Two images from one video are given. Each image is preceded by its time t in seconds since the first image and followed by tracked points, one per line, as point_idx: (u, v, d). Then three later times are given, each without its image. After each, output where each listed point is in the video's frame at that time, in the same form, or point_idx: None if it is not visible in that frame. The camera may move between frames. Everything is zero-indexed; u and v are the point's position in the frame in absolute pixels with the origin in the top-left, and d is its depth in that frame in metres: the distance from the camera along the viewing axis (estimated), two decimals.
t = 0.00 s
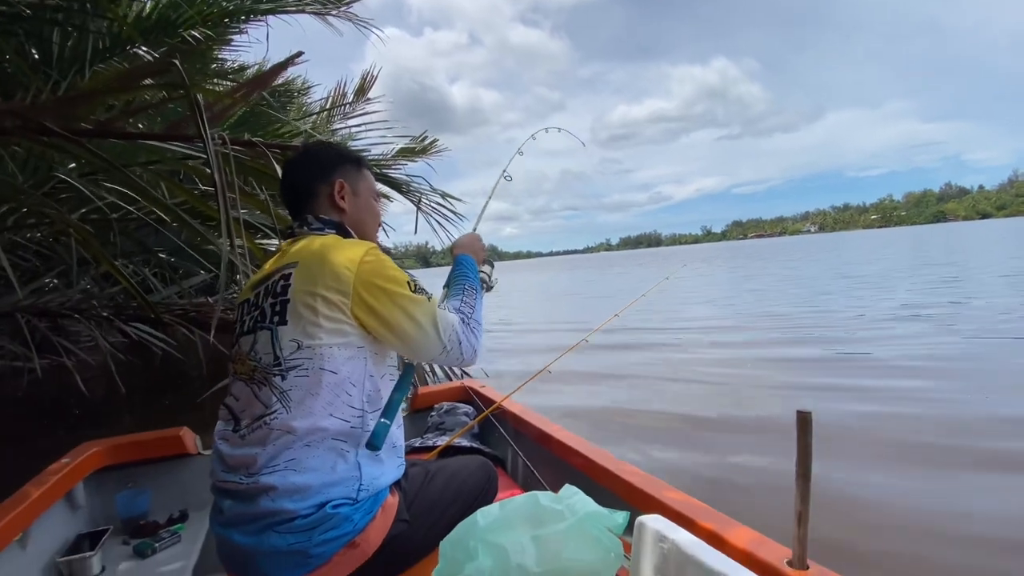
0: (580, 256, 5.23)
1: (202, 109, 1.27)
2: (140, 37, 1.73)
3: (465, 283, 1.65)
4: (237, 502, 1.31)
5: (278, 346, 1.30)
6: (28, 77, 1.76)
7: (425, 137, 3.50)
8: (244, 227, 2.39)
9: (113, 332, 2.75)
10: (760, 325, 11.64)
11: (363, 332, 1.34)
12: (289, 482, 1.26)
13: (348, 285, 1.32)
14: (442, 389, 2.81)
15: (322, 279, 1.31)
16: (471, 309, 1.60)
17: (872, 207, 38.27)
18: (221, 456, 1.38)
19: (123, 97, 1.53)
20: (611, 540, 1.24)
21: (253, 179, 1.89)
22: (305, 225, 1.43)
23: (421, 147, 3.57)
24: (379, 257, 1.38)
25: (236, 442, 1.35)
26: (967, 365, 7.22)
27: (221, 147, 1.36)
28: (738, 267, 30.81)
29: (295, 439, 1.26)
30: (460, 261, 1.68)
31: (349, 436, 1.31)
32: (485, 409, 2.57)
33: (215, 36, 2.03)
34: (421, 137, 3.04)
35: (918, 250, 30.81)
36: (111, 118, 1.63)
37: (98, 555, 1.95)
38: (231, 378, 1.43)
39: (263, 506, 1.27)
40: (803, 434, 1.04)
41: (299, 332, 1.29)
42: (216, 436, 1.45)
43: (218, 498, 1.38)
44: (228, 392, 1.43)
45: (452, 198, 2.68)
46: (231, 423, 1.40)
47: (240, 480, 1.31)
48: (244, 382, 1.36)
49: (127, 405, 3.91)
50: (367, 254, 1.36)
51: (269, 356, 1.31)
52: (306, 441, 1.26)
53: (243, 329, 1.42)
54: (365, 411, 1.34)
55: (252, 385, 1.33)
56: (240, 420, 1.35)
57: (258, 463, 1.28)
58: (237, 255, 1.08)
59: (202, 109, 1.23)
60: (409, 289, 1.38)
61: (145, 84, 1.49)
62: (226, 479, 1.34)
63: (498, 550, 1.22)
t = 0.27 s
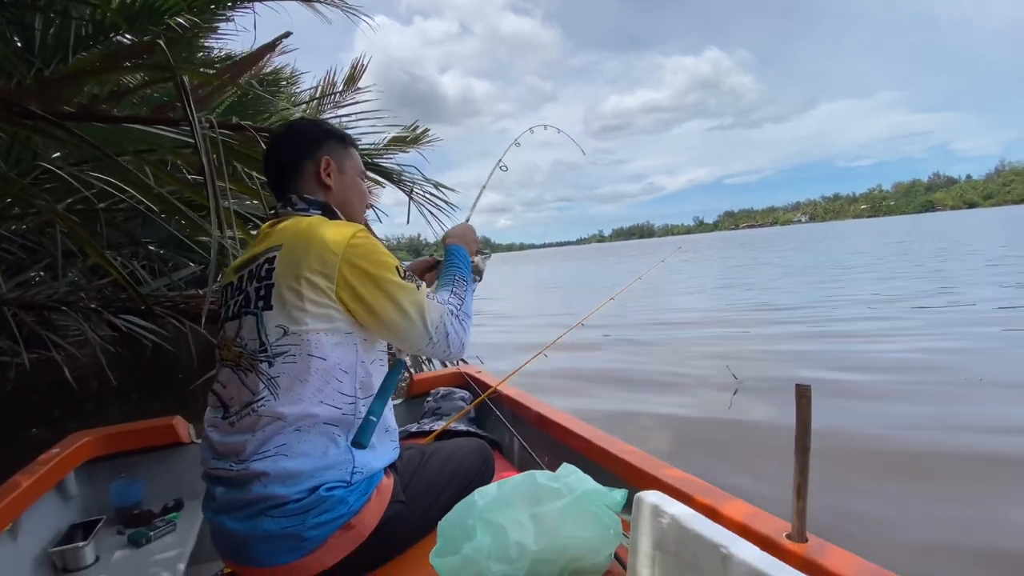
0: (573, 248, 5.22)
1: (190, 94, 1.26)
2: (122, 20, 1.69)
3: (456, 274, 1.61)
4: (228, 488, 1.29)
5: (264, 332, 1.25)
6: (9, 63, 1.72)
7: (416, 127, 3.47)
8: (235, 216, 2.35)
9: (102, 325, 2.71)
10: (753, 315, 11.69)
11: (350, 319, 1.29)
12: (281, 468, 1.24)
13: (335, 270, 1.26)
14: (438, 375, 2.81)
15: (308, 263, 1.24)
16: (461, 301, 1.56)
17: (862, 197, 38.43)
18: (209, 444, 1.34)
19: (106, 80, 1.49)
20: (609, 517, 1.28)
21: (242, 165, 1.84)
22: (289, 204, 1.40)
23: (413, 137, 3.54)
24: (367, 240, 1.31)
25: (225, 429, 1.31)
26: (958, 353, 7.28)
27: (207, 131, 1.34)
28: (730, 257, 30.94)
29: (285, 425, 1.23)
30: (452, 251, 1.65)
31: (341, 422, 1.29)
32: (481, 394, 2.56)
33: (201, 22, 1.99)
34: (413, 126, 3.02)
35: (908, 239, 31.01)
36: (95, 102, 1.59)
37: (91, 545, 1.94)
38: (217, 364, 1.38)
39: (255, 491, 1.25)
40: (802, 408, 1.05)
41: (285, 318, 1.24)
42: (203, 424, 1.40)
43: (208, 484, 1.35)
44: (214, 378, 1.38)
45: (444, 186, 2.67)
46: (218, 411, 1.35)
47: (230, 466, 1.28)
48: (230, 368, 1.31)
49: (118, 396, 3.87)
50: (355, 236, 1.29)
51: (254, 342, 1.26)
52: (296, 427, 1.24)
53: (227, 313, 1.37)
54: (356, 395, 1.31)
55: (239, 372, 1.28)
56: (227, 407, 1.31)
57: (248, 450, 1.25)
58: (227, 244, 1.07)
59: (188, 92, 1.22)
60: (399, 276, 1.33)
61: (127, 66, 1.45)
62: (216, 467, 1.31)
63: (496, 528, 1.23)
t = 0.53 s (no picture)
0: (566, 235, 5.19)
1: (165, 73, 1.20)
2: None
3: (442, 263, 1.55)
4: (206, 475, 1.26)
5: (237, 317, 1.22)
6: None
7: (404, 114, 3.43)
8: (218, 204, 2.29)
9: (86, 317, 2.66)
10: (744, 301, 11.73)
11: (326, 304, 1.27)
12: (258, 456, 1.21)
13: (309, 252, 1.22)
14: (427, 360, 2.79)
15: (281, 245, 1.21)
16: (445, 290, 1.49)
17: (852, 184, 38.59)
18: (186, 431, 1.31)
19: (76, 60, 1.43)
20: (595, 494, 1.28)
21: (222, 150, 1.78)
22: (265, 181, 1.36)
23: (401, 124, 3.50)
24: (345, 221, 1.27)
25: (201, 416, 1.29)
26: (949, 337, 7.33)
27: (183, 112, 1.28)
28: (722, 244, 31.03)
29: (260, 412, 1.20)
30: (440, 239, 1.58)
31: (320, 409, 1.27)
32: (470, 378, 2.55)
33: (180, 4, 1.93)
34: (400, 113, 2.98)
35: (898, 226, 31.21)
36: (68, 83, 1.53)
37: (75, 536, 1.91)
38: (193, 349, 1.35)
39: (233, 479, 1.22)
40: (788, 380, 1.04)
41: (258, 301, 1.21)
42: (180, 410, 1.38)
43: (187, 472, 1.33)
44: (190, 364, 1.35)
45: (432, 174, 2.64)
46: (194, 396, 1.32)
47: (207, 454, 1.25)
48: (205, 353, 1.28)
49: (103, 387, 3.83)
50: (330, 216, 1.25)
51: (227, 327, 1.23)
52: (272, 413, 1.21)
53: (201, 297, 1.33)
54: (334, 381, 1.29)
55: (213, 358, 1.25)
56: (203, 392, 1.28)
57: (224, 437, 1.22)
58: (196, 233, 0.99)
59: (163, 71, 1.16)
60: (378, 260, 1.29)
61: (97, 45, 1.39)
62: (193, 454, 1.28)
63: (482, 508, 1.23)
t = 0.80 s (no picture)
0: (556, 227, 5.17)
1: (142, 57, 1.11)
2: None
3: (436, 251, 1.50)
4: (195, 466, 1.24)
5: (222, 306, 1.18)
6: None
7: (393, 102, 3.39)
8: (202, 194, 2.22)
9: (69, 309, 2.60)
10: (734, 291, 11.79)
11: (314, 293, 1.23)
12: (248, 447, 1.19)
13: (295, 240, 1.19)
14: (419, 351, 2.77)
15: (267, 232, 1.18)
16: (438, 279, 1.44)
17: (841, 174, 38.79)
18: (173, 422, 1.28)
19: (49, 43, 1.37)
20: (591, 481, 1.27)
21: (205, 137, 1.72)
22: (251, 165, 1.33)
23: (390, 113, 3.46)
24: (335, 208, 1.23)
25: (187, 407, 1.26)
26: (935, 327, 7.42)
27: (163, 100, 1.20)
28: (711, 234, 31.14)
29: (249, 403, 1.18)
30: (434, 226, 1.54)
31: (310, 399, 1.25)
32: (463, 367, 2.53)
33: None
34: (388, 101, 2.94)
35: (885, 215, 31.45)
36: (41, 68, 1.47)
37: (62, 530, 1.89)
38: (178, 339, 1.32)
39: (222, 471, 1.20)
40: (784, 363, 1.04)
41: (244, 290, 1.18)
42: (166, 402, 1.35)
43: (174, 463, 1.30)
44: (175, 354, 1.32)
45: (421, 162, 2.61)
46: (180, 387, 1.29)
47: (195, 445, 1.23)
48: (191, 344, 1.25)
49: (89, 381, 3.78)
50: (317, 203, 1.21)
51: (213, 317, 1.19)
52: (261, 404, 1.19)
53: (184, 285, 1.29)
54: (324, 372, 1.27)
55: (199, 348, 1.22)
56: (189, 383, 1.25)
57: (212, 429, 1.20)
58: (177, 223, 0.96)
59: (142, 56, 1.09)
60: (368, 249, 1.25)
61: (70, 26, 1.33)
62: (181, 445, 1.26)
63: (476, 496, 1.22)
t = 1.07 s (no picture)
0: (549, 220, 5.15)
1: (120, 46, 1.05)
2: None
3: (425, 246, 1.48)
4: (181, 463, 1.22)
5: (205, 300, 1.15)
6: None
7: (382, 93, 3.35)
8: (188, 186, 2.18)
9: (52, 304, 2.55)
10: (726, 284, 11.83)
11: (299, 287, 1.19)
12: (235, 444, 1.17)
13: (279, 232, 1.14)
14: (412, 344, 2.75)
15: (250, 223, 1.13)
16: (427, 275, 1.42)
17: (831, 166, 38.96)
18: (157, 418, 1.26)
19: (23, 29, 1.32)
20: (584, 474, 1.27)
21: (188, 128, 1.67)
22: (234, 153, 1.30)
23: (379, 104, 3.42)
24: (321, 200, 1.19)
25: (171, 403, 1.23)
26: (926, 319, 7.47)
27: (144, 89, 1.14)
28: (703, 226, 31.22)
29: (234, 399, 1.16)
30: (425, 221, 1.51)
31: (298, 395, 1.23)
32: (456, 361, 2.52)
33: None
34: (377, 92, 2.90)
35: (875, 207, 31.63)
36: (17, 56, 1.42)
37: (48, 527, 1.86)
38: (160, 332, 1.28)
39: (209, 468, 1.18)
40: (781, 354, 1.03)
41: (227, 283, 1.13)
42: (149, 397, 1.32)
43: (161, 458, 1.28)
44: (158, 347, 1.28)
45: (411, 154, 2.58)
46: (164, 383, 1.26)
47: (181, 441, 1.20)
48: (173, 338, 1.21)
49: (75, 377, 3.73)
50: (303, 194, 1.16)
51: (195, 311, 1.15)
52: (248, 400, 1.16)
53: (166, 277, 1.26)
54: (312, 368, 1.24)
55: (182, 343, 1.19)
56: (172, 378, 1.22)
57: (197, 425, 1.17)
58: (161, 215, 0.91)
59: (121, 44, 1.03)
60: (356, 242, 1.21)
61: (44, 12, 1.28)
62: (166, 441, 1.23)
63: (469, 490, 1.21)
